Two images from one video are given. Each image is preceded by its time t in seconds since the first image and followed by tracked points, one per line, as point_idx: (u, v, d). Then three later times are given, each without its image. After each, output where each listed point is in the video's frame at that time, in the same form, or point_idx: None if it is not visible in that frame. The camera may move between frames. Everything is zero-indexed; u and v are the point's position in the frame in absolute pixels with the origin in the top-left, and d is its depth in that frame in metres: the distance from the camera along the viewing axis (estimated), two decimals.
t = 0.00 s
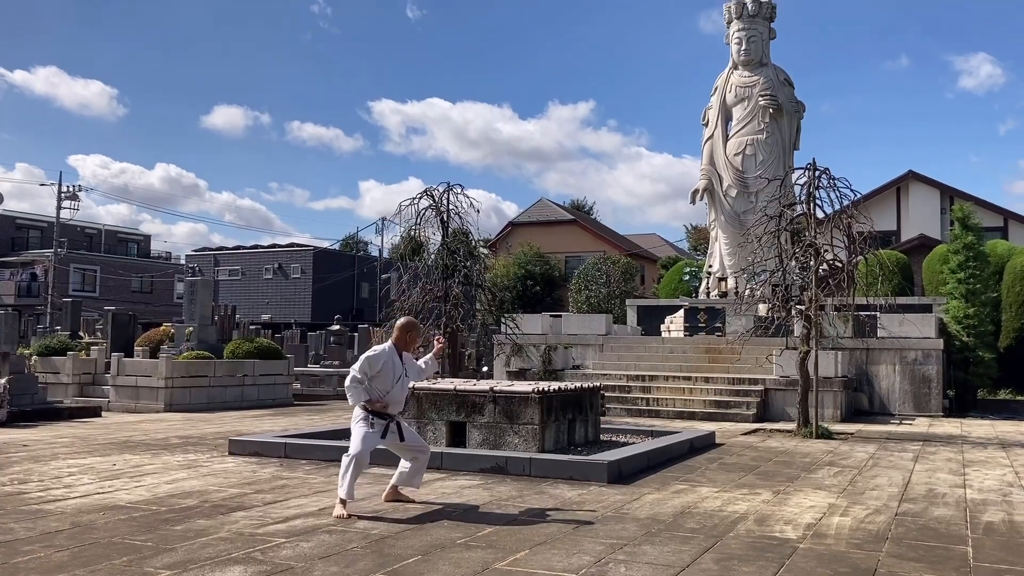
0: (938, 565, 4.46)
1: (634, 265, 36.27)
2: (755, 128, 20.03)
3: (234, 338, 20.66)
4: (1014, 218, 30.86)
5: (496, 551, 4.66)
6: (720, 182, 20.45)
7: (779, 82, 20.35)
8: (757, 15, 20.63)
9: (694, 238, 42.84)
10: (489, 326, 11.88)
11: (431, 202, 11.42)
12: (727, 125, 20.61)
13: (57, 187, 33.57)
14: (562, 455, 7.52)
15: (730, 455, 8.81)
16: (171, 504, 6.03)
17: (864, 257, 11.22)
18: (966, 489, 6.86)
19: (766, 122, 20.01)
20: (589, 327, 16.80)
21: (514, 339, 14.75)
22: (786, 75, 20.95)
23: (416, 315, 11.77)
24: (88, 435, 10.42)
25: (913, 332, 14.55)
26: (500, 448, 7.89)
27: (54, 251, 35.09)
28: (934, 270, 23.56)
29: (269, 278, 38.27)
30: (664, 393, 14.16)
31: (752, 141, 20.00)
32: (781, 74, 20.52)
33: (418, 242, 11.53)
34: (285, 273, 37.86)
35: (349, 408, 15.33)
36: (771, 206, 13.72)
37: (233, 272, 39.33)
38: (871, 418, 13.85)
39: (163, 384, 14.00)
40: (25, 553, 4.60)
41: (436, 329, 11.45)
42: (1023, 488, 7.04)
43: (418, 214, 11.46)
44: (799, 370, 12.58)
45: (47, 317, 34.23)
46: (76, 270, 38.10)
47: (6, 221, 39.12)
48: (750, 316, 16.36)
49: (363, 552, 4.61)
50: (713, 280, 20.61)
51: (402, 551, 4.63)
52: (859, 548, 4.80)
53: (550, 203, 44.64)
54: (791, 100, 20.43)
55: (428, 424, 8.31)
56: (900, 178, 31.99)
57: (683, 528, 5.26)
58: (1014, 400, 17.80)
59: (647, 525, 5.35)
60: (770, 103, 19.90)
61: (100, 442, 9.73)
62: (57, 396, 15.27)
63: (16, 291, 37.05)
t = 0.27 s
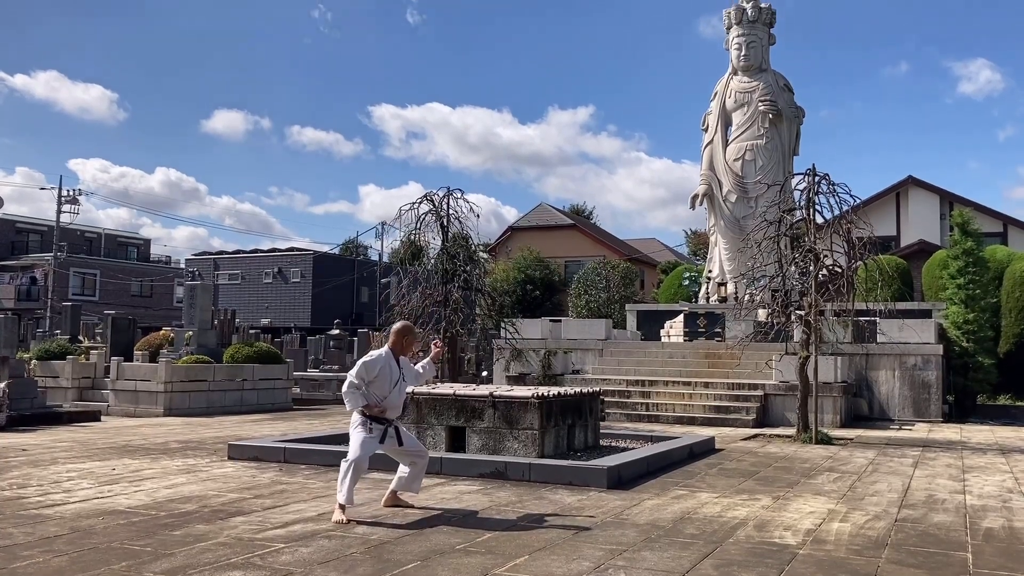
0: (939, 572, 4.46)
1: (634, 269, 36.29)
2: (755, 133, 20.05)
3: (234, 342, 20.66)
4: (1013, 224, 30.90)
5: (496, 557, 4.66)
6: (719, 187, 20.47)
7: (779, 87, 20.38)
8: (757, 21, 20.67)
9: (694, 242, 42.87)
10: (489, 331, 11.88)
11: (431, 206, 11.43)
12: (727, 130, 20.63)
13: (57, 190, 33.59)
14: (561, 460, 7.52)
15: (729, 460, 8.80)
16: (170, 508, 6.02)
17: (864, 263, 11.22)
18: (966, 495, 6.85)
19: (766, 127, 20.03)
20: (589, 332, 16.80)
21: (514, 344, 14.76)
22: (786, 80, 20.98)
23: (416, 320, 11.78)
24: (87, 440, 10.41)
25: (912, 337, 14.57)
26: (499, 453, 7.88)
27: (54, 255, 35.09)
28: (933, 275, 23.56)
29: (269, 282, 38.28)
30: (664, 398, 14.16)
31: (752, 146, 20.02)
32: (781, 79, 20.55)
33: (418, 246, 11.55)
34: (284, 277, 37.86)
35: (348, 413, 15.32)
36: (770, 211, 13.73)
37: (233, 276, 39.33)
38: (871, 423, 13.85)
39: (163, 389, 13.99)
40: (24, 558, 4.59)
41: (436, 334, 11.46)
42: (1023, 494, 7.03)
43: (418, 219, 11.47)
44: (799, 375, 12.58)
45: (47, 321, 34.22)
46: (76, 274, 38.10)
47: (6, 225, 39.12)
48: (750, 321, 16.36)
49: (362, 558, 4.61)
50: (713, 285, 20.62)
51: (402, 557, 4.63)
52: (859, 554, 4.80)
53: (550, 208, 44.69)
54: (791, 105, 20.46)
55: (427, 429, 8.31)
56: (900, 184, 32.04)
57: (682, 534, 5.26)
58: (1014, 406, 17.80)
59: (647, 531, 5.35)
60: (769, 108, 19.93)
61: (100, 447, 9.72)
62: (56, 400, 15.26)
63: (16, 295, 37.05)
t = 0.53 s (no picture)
0: None
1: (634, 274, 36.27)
2: (755, 138, 20.07)
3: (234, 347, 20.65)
4: (1013, 229, 30.91)
5: (495, 562, 4.65)
6: (720, 192, 20.49)
7: (779, 92, 20.40)
8: (758, 26, 20.70)
9: (694, 247, 42.86)
10: (489, 336, 11.88)
11: (431, 211, 11.43)
12: (727, 135, 20.65)
13: (58, 195, 33.61)
14: (561, 465, 7.51)
15: (730, 466, 8.79)
16: (170, 513, 6.01)
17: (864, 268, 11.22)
18: (966, 501, 6.84)
19: (766, 132, 20.05)
20: (589, 337, 16.80)
21: (514, 349, 14.75)
22: (786, 85, 21.00)
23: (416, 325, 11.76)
24: (87, 444, 10.40)
25: (912, 342, 14.55)
26: (499, 458, 7.87)
27: (54, 259, 35.10)
28: (933, 280, 23.57)
29: (269, 286, 38.27)
30: (664, 403, 14.15)
31: (752, 151, 20.04)
32: (781, 85, 20.57)
33: (417, 251, 11.54)
34: (284, 281, 37.85)
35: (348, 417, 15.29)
36: (771, 216, 13.74)
37: (233, 280, 39.34)
38: (871, 429, 13.84)
39: (162, 393, 13.98)
40: (23, 563, 4.58)
41: (436, 339, 11.45)
42: None
43: (418, 223, 11.47)
44: (799, 380, 12.57)
45: (46, 325, 34.20)
46: (76, 278, 38.11)
47: (6, 229, 39.12)
48: (750, 326, 16.35)
49: (362, 563, 4.60)
50: (713, 290, 20.62)
51: (401, 562, 4.62)
52: (859, 560, 4.79)
53: (550, 213, 44.71)
54: (791, 111, 20.48)
55: (427, 434, 8.29)
56: (900, 189, 32.06)
57: (682, 540, 5.25)
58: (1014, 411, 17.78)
59: (646, 536, 5.33)
60: (769, 114, 19.95)
61: (99, 451, 9.70)
62: (56, 404, 15.25)
63: (16, 299, 37.03)
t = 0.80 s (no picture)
0: None
1: (634, 279, 36.26)
2: (755, 143, 20.09)
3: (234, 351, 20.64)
4: (1013, 234, 30.92)
5: (495, 567, 4.65)
6: (720, 196, 20.51)
7: (779, 97, 20.43)
8: (757, 31, 20.74)
9: (694, 252, 42.87)
10: (489, 340, 11.88)
11: (431, 215, 11.44)
12: (727, 140, 20.68)
13: (58, 199, 33.64)
14: (561, 470, 7.50)
15: (730, 470, 8.79)
16: (169, 518, 6.01)
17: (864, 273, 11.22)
18: (967, 506, 6.84)
19: (766, 137, 20.07)
20: (589, 341, 16.79)
21: (514, 353, 14.76)
22: (786, 90, 21.03)
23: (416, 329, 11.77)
24: (86, 448, 10.39)
25: (913, 347, 14.53)
26: (499, 462, 7.87)
27: (55, 263, 35.10)
28: (933, 285, 23.58)
29: (269, 291, 38.28)
30: (664, 408, 14.14)
31: (752, 156, 20.06)
32: (781, 89, 20.60)
33: (418, 255, 11.54)
34: (284, 285, 37.84)
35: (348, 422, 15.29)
36: (771, 221, 13.76)
37: (233, 284, 39.35)
38: (871, 434, 13.83)
39: (162, 397, 13.98)
40: (22, 567, 4.58)
41: (436, 343, 11.46)
42: None
43: (418, 228, 11.48)
44: (799, 385, 12.57)
45: (46, 329, 34.19)
46: (76, 282, 38.10)
47: (6, 233, 39.12)
48: (750, 331, 16.35)
49: (361, 568, 4.59)
50: (713, 295, 20.62)
51: (400, 567, 4.61)
52: (859, 565, 4.78)
53: (550, 217, 44.75)
54: (791, 115, 20.51)
55: (427, 438, 8.29)
56: (900, 194, 32.09)
57: (682, 545, 5.24)
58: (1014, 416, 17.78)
59: (646, 541, 5.33)
60: (769, 118, 19.97)
61: (98, 455, 9.70)
62: (55, 408, 15.24)
63: (16, 303, 37.01)
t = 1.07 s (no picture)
0: None
1: (634, 283, 36.25)
2: (755, 147, 20.11)
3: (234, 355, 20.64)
4: (1013, 238, 30.92)
5: (495, 572, 4.64)
6: (720, 201, 20.53)
7: (779, 101, 20.45)
8: (758, 36, 20.76)
9: (694, 256, 42.86)
10: (489, 344, 11.88)
11: (432, 219, 11.45)
12: (727, 144, 20.70)
13: (59, 202, 33.67)
14: (561, 474, 7.50)
15: (730, 475, 8.77)
16: (169, 522, 6.01)
17: (864, 277, 11.22)
18: (967, 511, 6.83)
19: (766, 141, 20.08)
20: (589, 345, 16.78)
21: (514, 357, 14.76)
22: (786, 94, 21.05)
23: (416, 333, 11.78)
24: (86, 452, 10.39)
25: (914, 351, 14.40)
26: (499, 467, 7.86)
27: (55, 266, 35.12)
28: (934, 289, 23.57)
29: (269, 294, 38.28)
30: (664, 412, 14.14)
31: (753, 160, 20.07)
32: (781, 93, 20.61)
33: (418, 259, 11.54)
34: (285, 289, 37.85)
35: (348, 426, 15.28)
36: (771, 225, 13.77)
37: (233, 288, 39.36)
38: (871, 438, 13.82)
39: (162, 401, 13.98)
40: (22, 571, 4.58)
41: (436, 347, 11.47)
42: None
43: (418, 232, 11.48)
44: (800, 389, 12.57)
45: (46, 332, 34.20)
46: (76, 286, 38.13)
47: (6, 236, 39.15)
48: (750, 335, 16.35)
49: (361, 572, 4.59)
50: (713, 299, 20.63)
51: (400, 572, 4.61)
52: (859, 570, 4.78)
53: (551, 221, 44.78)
54: (791, 119, 20.53)
55: (427, 442, 8.28)
56: (900, 198, 32.09)
57: (682, 549, 5.24)
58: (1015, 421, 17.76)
59: (646, 545, 5.32)
60: (770, 122, 19.98)
61: (98, 459, 9.69)
62: (55, 412, 15.24)
63: (16, 306, 37.01)
